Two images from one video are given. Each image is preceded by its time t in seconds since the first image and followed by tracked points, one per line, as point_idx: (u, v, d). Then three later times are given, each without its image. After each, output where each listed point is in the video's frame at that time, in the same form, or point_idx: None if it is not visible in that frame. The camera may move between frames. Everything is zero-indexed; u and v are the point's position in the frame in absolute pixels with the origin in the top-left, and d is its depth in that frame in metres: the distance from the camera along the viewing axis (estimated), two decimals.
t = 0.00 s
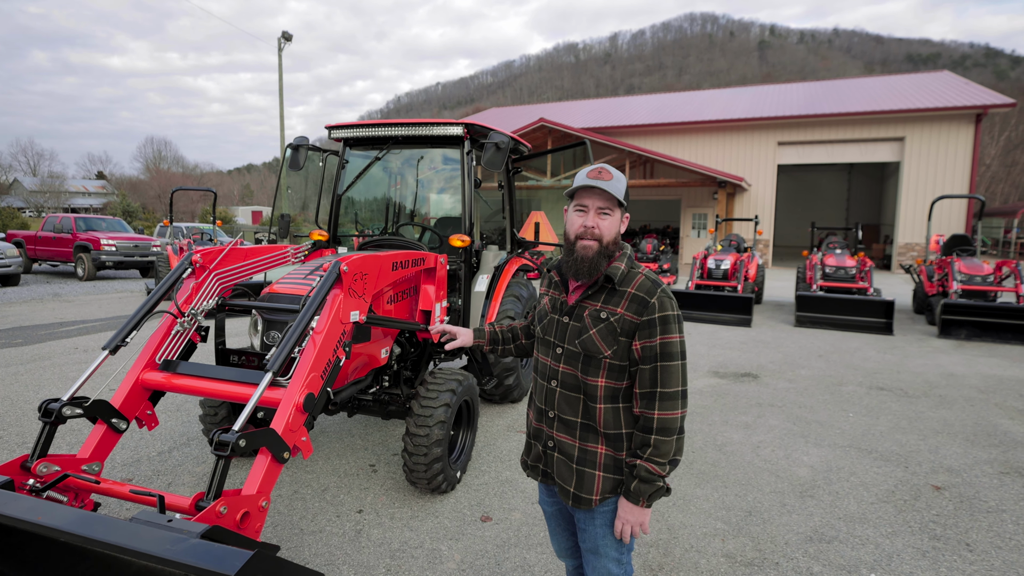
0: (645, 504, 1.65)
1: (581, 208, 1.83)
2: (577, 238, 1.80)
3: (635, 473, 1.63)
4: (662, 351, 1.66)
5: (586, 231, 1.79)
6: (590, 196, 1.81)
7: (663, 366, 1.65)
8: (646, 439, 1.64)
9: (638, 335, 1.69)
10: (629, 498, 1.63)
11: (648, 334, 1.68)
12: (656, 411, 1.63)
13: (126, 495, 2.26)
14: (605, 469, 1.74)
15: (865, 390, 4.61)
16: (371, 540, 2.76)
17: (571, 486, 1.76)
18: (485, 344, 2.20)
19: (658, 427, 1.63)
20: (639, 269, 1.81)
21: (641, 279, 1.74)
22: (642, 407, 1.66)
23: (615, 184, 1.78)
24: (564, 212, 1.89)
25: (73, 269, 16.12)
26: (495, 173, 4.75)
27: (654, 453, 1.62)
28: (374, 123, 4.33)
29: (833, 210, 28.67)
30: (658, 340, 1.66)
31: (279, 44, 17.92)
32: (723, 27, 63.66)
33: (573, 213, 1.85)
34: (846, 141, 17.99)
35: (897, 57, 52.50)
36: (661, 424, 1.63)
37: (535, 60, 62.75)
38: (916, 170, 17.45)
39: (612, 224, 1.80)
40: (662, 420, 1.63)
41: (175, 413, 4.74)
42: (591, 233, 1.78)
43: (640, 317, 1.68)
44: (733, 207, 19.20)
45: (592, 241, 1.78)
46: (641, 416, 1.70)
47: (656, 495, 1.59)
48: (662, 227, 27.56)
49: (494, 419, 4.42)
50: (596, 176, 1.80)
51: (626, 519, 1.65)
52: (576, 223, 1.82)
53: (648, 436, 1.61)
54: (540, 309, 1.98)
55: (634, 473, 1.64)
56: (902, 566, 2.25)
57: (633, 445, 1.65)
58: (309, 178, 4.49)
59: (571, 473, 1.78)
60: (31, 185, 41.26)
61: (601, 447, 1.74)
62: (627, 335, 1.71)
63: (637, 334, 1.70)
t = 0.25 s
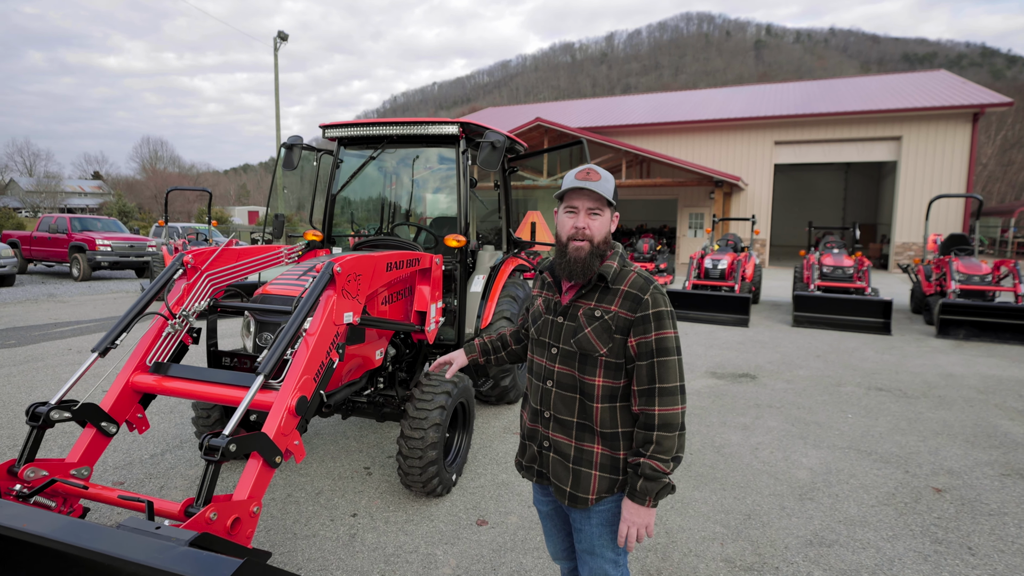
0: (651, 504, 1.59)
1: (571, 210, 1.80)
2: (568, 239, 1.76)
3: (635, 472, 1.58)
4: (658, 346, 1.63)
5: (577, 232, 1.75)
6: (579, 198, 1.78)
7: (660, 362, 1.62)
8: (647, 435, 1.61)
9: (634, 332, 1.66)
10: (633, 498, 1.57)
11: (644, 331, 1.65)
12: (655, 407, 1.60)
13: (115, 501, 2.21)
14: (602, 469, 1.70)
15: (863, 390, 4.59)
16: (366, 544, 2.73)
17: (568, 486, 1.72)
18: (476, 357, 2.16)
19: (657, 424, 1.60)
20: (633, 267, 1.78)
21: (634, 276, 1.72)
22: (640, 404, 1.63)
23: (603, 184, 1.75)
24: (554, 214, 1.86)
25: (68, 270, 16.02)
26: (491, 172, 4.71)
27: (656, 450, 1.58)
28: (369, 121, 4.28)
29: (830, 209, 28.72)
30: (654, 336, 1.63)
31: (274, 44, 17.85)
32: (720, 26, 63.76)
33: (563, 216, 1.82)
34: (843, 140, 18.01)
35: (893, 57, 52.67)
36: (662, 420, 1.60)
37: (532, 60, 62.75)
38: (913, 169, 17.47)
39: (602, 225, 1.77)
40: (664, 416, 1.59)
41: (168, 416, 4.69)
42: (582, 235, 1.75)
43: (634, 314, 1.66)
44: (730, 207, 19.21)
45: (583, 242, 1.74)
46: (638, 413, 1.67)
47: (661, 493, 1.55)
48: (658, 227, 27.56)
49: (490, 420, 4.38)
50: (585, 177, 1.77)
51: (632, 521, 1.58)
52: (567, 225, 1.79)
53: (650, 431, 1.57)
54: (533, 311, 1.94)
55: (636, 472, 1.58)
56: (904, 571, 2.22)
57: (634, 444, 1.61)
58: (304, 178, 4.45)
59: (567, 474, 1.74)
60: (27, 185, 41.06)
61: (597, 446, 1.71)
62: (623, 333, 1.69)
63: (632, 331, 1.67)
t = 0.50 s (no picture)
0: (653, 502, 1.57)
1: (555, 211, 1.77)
2: (553, 240, 1.74)
3: (638, 471, 1.56)
4: (658, 344, 1.60)
5: (560, 232, 1.73)
6: (560, 199, 1.75)
7: (661, 360, 1.59)
8: (649, 434, 1.58)
9: (634, 331, 1.63)
10: (636, 496, 1.54)
11: (645, 329, 1.62)
12: (657, 406, 1.57)
13: (102, 507, 2.16)
14: (603, 470, 1.66)
15: (863, 391, 4.56)
16: (360, 550, 2.68)
17: (568, 488, 1.68)
18: (482, 395, 2.11)
19: (659, 422, 1.57)
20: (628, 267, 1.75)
21: (631, 276, 1.69)
22: (641, 403, 1.61)
23: (584, 184, 1.71)
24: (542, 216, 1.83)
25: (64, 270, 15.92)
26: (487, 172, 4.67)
27: (658, 448, 1.56)
28: (364, 120, 4.23)
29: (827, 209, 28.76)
30: (654, 335, 1.61)
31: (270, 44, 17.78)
32: (716, 26, 63.83)
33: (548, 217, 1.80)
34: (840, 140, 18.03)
35: (890, 56, 52.78)
36: (665, 419, 1.57)
37: (529, 59, 62.74)
38: (910, 169, 17.50)
39: (586, 224, 1.72)
40: (666, 414, 1.56)
41: (160, 418, 4.63)
42: (565, 235, 1.72)
43: (634, 314, 1.62)
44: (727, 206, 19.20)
45: (567, 242, 1.72)
46: (639, 411, 1.64)
47: (664, 491, 1.53)
48: (655, 226, 27.56)
49: (486, 422, 4.34)
50: (568, 178, 1.74)
51: (635, 519, 1.56)
52: (551, 226, 1.76)
53: (653, 429, 1.55)
54: (529, 316, 1.89)
55: (638, 471, 1.56)
56: None
57: (636, 443, 1.59)
58: (299, 178, 4.39)
59: (568, 476, 1.69)
60: (22, 185, 40.85)
61: (598, 447, 1.67)
62: (622, 332, 1.65)
63: (633, 330, 1.64)
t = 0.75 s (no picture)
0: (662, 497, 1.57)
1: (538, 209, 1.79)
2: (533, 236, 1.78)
3: (644, 468, 1.57)
4: (660, 343, 1.59)
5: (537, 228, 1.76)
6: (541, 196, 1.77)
7: (664, 358, 1.59)
8: (656, 432, 1.58)
9: (636, 330, 1.61)
10: (643, 493, 1.56)
11: (648, 327, 1.60)
12: (662, 404, 1.57)
13: (90, 515, 2.11)
14: (607, 469, 1.63)
15: (862, 393, 4.54)
16: (355, 556, 2.63)
17: (572, 489, 1.63)
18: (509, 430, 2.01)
19: (665, 420, 1.57)
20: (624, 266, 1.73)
21: (629, 276, 1.67)
22: (645, 400, 1.60)
23: (560, 181, 1.71)
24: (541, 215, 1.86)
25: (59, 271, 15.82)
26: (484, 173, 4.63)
27: (664, 445, 1.56)
28: (360, 120, 4.18)
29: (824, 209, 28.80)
30: (656, 334, 1.60)
31: (267, 44, 17.72)
32: (713, 27, 63.91)
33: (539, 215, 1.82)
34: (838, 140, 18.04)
35: (886, 56, 52.90)
36: (670, 416, 1.57)
37: (526, 59, 62.70)
38: (908, 169, 17.52)
39: (558, 221, 1.70)
40: (669, 411, 1.56)
41: (153, 421, 4.58)
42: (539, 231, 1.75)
43: (636, 313, 1.60)
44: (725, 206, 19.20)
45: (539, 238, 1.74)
46: (642, 408, 1.63)
47: (672, 487, 1.54)
48: (653, 227, 27.56)
49: (482, 425, 4.31)
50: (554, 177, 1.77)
51: (643, 514, 1.57)
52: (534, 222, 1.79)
53: (659, 427, 1.54)
54: (527, 321, 1.84)
55: (646, 468, 1.57)
56: None
57: (643, 441, 1.59)
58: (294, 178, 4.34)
59: (572, 477, 1.65)
60: (18, 185, 40.65)
61: (602, 447, 1.63)
62: (625, 332, 1.63)
63: (635, 329, 1.62)
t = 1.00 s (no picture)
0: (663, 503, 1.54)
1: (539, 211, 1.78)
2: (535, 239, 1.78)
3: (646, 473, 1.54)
4: (667, 346, 1.55)
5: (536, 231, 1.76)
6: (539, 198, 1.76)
7: (670, 363, 1.54)
8: (658, 438, 1.54)
9: (642, 332, 1.57)
10: (645, 498, 1.53)
11: (653, 330, 1.56)
12: (665, 410, 1.52)
13: (79, 522, 2.07)
14: (606, 473, 1.60)
15: (862, 394, 4.52)
16: (349, 562, 2.59)
17: (569, 490, 1.61)
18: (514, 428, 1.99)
19: (667, 426, 1.53)
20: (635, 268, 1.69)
21: (639, 277, 1.64)
22: (648, 405, 1.56)
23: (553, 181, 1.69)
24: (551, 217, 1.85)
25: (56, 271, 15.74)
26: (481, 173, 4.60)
27: (668, 452, 1.52)
28: (356, 119, 4.14)
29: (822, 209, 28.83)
30: (662, 337, 1.54)
31: (264, 44, 17.67)
32: (710, 27, 64.00)
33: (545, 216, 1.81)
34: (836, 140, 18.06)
35: (883, 57, 53.01)
36: (672, 422, 1.53)
37: (524, 60, 62.71)
38: (906, 169, 17.53)
39: (551, 222, 1.68)
40: (673, 418, 1.52)
41: (147, 424, 4.53)
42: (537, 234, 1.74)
43: (642, 314, 1.57)
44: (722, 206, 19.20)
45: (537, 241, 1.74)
46: (646, 413, 1.59)
47: (673, 495, 1.50)
48: (651, 227, 27.56)
49: (480, 427, 4.27)
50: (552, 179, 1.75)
51: (646, 517, 1.54)
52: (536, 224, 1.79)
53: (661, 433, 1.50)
54: (534, 317, 1.83)
55: (648, 474, 1.54)
56: None
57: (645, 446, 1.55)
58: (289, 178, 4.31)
59: (570, 477, 1.63)
60: (14, 185, 40.47)
61: (602, 450, 1.60)
62: (630, 333, 1.60)
63: (640, 331, 1.58)
